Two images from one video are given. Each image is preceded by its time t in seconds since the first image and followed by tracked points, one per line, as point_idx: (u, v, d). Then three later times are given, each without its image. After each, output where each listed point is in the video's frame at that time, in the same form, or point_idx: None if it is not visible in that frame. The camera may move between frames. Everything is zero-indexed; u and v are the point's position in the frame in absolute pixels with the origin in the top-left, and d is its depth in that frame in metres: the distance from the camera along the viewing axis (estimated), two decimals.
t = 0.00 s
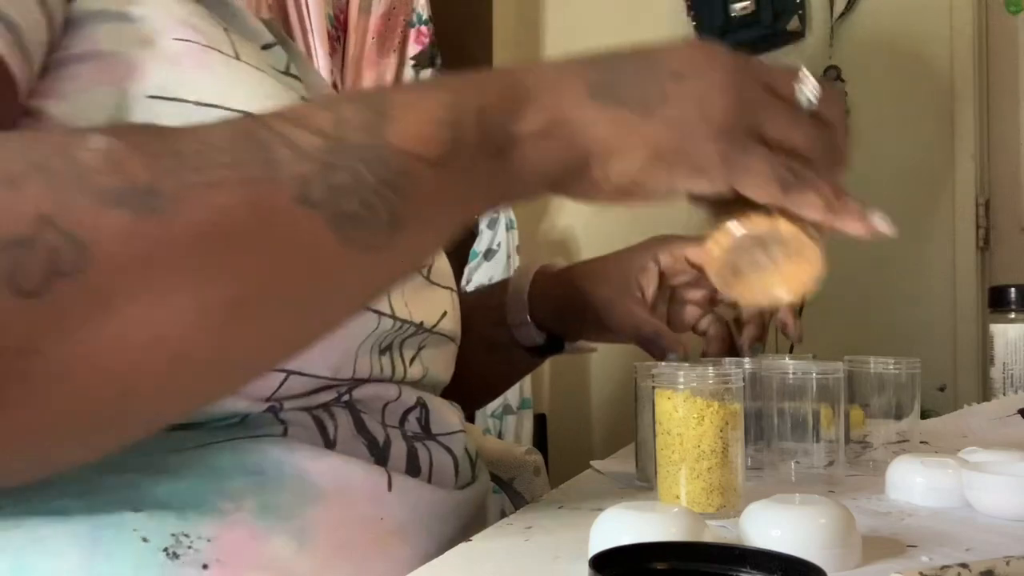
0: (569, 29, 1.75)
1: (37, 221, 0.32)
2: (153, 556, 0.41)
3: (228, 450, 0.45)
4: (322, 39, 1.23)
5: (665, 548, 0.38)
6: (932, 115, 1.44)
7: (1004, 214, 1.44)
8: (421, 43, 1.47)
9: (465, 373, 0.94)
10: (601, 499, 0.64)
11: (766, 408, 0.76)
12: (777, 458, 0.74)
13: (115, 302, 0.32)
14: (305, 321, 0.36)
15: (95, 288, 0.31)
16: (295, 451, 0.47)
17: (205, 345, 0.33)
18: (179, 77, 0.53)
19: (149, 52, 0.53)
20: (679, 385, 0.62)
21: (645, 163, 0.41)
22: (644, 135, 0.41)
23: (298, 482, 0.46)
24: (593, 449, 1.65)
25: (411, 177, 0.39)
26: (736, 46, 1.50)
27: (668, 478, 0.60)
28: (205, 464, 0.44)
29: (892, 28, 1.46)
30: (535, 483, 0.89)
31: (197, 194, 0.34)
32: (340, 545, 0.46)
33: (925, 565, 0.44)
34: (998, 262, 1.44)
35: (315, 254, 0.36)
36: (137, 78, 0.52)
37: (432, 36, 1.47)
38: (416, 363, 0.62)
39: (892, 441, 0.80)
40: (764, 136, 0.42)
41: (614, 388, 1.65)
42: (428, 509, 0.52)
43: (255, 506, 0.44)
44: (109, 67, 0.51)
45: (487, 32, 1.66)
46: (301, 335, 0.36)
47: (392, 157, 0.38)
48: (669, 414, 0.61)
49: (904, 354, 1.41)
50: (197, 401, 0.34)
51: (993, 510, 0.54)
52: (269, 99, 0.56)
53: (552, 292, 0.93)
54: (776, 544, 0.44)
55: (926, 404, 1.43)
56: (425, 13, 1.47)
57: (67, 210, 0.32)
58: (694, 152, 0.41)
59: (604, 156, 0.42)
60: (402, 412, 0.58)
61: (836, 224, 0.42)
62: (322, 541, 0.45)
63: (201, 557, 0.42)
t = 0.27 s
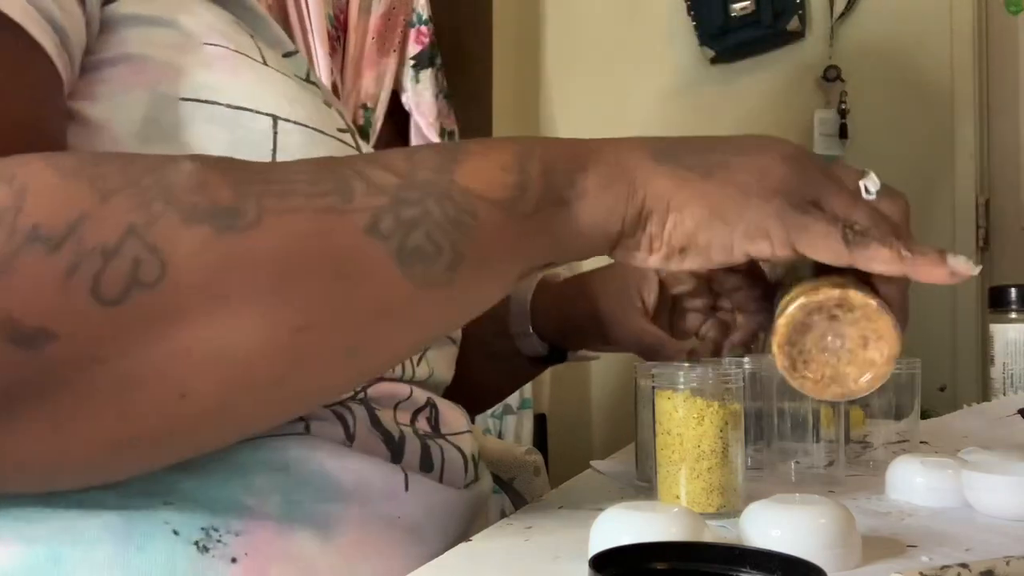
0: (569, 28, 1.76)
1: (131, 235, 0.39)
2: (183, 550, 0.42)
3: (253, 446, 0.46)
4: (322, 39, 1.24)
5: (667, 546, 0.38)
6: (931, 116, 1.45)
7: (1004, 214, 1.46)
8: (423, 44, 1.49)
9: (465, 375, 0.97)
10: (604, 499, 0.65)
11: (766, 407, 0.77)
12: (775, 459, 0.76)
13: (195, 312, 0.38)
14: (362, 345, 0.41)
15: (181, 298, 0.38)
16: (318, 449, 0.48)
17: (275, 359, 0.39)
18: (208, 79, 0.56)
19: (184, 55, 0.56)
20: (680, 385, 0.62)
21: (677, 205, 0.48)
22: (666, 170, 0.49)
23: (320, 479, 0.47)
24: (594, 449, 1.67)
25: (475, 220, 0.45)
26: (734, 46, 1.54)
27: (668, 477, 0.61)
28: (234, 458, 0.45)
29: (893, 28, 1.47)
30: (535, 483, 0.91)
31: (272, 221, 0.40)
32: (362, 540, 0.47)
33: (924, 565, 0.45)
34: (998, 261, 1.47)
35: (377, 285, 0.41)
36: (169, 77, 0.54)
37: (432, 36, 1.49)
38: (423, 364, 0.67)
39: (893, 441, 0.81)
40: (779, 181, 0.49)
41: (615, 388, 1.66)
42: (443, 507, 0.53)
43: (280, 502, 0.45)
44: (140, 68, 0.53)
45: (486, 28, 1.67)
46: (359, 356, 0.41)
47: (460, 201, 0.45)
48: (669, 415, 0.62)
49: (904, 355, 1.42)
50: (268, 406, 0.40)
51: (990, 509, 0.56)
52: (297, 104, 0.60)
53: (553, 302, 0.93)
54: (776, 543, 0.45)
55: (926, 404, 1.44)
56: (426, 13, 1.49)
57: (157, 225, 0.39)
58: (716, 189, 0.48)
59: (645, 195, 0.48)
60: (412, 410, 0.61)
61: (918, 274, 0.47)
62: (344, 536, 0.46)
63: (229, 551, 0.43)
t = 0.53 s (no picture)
0: (569, 28, 1.76)
1: (153, 218, 0.38)
2: (175, 551, 0.42)
3: (245, 446, 0.45)
4: (322, 39, 1.24)
5: (666, 547, 0.37)
6: (931, 116, 1.45)
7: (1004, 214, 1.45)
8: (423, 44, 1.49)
9: (465, 374, 0.97)
10: (603, 499, 0.65)
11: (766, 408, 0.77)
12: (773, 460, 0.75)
13: (218, 294, 0.37)
14: (380, 331, 0.41)
15: (206, 281, 0.37)
16: (312, 451, 0.47)
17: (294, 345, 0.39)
18: (207, 74, 0.56)
19: (184, 49, 0.55)
20: (679, 385, 0.62)
21: (680, 194, 0.49)
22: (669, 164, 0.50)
23: (315, 481, 0.46)
24: (593, 449, 1.66)
25: (487, 207, 0.45)
26: (735, 47, 1.53)
27: (668, 478, 0.61)
28: (229, 457, 0.45)
29: (892, 28, 1.46)
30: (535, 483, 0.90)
31: (291, 208, 0.40)
32: (357, 542, 0.47)
33: (924, 566, 0.44)
34: (999, 261, 1.46)
35: (393, 271, 0.41)
36: (170, 73, 0.53)
37: (432, 36, 1.48)
38: (420, 363, 0.67)
39: (892, 441, 0.81)
40: (779, 175, 0.51)
41: (614, 387, 1.65)
42: (441, 507, 0.53)
43: (274, 503, 0.45)
44: (143, 64, 0.52)
45: (486, 28, 1.67)
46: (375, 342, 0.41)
47: (470, 188, 0.45)
48: (669, 415, 0.62)
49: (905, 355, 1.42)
50: (288, 391, 0.40)
51: (991, 509, 0.55)
52: (296, 101, 0.60)
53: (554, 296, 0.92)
54: (776, 543, 0.45)
55: (926, 404, 1.44)
56: (426, 13, 1.48)
57: (180, 208, 0.38)
58: (722, 184, 0.50)
59: (650, 184, 0.49)
60: (409, 410, 0.60)
61: (917, 250, 0.48)
62: (339, 539, 0.46)
63: (223, 553, 0.43)
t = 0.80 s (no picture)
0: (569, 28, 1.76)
1: (170, 192, 0.37)
2: (170, 552, 0.42)
3: (240, 446, 0.47)
4: (322, 39, 1.24)
5: (667, 546, 0.37)
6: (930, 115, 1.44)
7: (1005, 214, 1.44)
8: (423, 44, 1.48)
9: (465, 374, 0.97)
10: (603, 499, 0.65)
11: (767, 408, 0.77)
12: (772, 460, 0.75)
13: (236, 266, 0.36)
14: (391, 308, 0.40)
15: (225, 255, 0.36)
16: (305, 449, 0.48)
17: (309, 318, 0.38)
18: (203, 69, 0.55)
19: (181, 46, 0.55)
20: (680, 385, 0.62)
21: (676, 164, 0.49)
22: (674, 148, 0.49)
23: (309, 479, 0.47)
24: (593, 449, 1.66)
25: (493, 184, 0.44)
26: (735, 46, 1.53)
27: (668, 478, 0.61)
28: (221, 461, 0.46)
29: (892, 27, 1.46)
30: (536, 483, 0.90)
31: (304, 181, 0.39)
32: (355, 541, 0.46)
33: (924, 565, 0.44)
34: (998, 262, 1.45)
35: (403, 246, 0.40)
36: (168, 67, 0.53)
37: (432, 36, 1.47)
38: (416, 361, 0.67)
39: (892, 441, 0.81)
40: (780, 156, 0.50)
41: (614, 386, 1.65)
42: (437, 506, 0.53)
43: (269, 503, 0.45)
44: (141, 59, 0.52)
45: (487, 28, 1.67)
46: (390, 315, 0.40)
47: (476, 164, 0.44)
48: (669, 415, 0.62)
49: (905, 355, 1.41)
50: (303, 366, 0.38)
51: (992, 509, 0.55)
52: (293, 98, 0.60)
53: (554, 293, 0.93)
54: (776, 543, 0.45)
55: (927, 404, 1.44)
56: (427, 13, 1.48)
57: (195, 184, 0.37)
58: (722, 158, 0.49)
59: (648, 158, 0.48)
60: (406, 408, 0.60)
61: (903, 225, 0.46)
62: (336, 537, 0.46)
63: (218, 553, 0.42)
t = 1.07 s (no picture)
0: (568, 28, 1.76)
1: (176, 178, 0.36)
2: (168, 552, 0.41)
3: (238, 444, 0.46)
4: (322, 38, 1.24)
5: (666, 547, 0.37)
6: (930, 115, 1.44)
7: (1006, 214, 1.44)
8: (423, 44, 1.48)
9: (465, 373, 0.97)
10: (604, 498, 0.65)
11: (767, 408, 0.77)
12: (772, 458, 0.75)
13: (242, 252, 0.36)
14: (394, 297, 0.39)
15: (229, 242, 0.36)
16: (303, 448, 0.48)
17: (313, 304, 0.37)
18: (202, 65, 0.55)
19: (180, 42, 0.55)
20: (680, 385, 0.62)
21: (668, 154, 0.49)
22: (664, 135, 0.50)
23: (308, 478, 0.47)
24: (593, 449, 1.66)
25: (491, 171, 0.44)
26: (735, 46, 1.53)
27: (668, 478, 0.61)
28: (218, 459, 0.45)
29: (892, 27, 1.46)
30: (536, 483, 0.90)
31: (308, 168, 0.39)
32: (351, 541, 0.46)
33: (925, 565, 0.44)
34: (998, 261, 1.45)
35: (406, 234, 0.40)
36: (166, 62, 0.53)
37: (432, 36, 1.48)
38: (416, 359, 0.67)
39: (892, 441, 0.80)
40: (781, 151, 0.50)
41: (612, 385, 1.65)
42: (434, 507, 0.53)
43: (267, 502, 0.44)
44: (142, 54, 0.52)
45: (487, 27, 1.67)
46: (393, 302, 0.39)
47: (475, 153, 0.44)
48: (668, 415, 0.62)
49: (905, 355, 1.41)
50: (309, 352, 0.38)
51: (992, 509, 0.55)
52: (291, 92, 0.60)
53: (554, 292, 0.93)
54: (776, 544, 0.45)
55: (927, 404, 1.44)
56: (427, 12, 1.48)
57: (200, 171, 0.37)
58: (714, 148, 0.49)
59: (642, 147, 0.48)
60: (405, 407, 0.60)
61: (887, 211, 0.46)
62: (333, 537, 0.46)
63: (216, 552, 0.42)
